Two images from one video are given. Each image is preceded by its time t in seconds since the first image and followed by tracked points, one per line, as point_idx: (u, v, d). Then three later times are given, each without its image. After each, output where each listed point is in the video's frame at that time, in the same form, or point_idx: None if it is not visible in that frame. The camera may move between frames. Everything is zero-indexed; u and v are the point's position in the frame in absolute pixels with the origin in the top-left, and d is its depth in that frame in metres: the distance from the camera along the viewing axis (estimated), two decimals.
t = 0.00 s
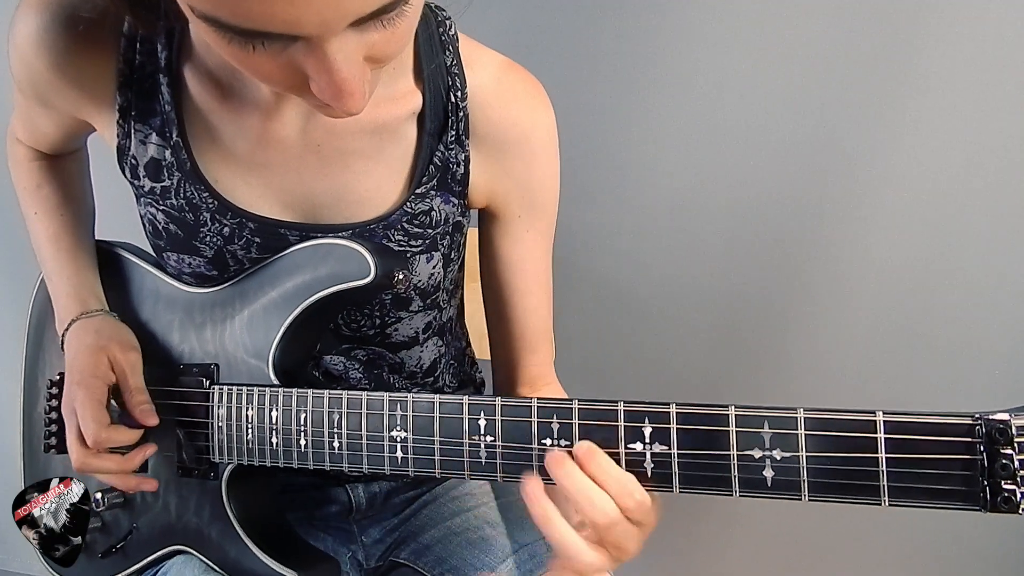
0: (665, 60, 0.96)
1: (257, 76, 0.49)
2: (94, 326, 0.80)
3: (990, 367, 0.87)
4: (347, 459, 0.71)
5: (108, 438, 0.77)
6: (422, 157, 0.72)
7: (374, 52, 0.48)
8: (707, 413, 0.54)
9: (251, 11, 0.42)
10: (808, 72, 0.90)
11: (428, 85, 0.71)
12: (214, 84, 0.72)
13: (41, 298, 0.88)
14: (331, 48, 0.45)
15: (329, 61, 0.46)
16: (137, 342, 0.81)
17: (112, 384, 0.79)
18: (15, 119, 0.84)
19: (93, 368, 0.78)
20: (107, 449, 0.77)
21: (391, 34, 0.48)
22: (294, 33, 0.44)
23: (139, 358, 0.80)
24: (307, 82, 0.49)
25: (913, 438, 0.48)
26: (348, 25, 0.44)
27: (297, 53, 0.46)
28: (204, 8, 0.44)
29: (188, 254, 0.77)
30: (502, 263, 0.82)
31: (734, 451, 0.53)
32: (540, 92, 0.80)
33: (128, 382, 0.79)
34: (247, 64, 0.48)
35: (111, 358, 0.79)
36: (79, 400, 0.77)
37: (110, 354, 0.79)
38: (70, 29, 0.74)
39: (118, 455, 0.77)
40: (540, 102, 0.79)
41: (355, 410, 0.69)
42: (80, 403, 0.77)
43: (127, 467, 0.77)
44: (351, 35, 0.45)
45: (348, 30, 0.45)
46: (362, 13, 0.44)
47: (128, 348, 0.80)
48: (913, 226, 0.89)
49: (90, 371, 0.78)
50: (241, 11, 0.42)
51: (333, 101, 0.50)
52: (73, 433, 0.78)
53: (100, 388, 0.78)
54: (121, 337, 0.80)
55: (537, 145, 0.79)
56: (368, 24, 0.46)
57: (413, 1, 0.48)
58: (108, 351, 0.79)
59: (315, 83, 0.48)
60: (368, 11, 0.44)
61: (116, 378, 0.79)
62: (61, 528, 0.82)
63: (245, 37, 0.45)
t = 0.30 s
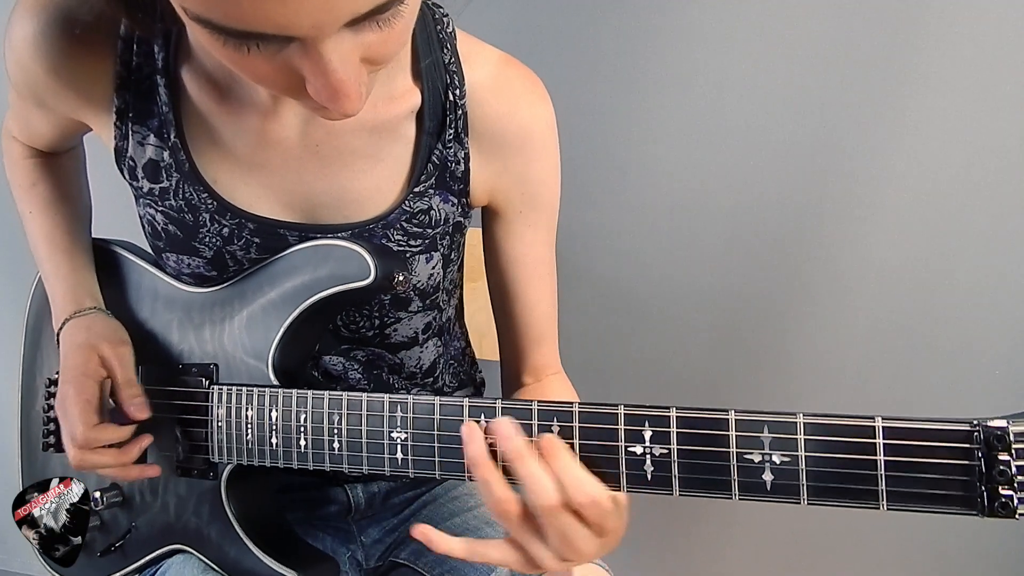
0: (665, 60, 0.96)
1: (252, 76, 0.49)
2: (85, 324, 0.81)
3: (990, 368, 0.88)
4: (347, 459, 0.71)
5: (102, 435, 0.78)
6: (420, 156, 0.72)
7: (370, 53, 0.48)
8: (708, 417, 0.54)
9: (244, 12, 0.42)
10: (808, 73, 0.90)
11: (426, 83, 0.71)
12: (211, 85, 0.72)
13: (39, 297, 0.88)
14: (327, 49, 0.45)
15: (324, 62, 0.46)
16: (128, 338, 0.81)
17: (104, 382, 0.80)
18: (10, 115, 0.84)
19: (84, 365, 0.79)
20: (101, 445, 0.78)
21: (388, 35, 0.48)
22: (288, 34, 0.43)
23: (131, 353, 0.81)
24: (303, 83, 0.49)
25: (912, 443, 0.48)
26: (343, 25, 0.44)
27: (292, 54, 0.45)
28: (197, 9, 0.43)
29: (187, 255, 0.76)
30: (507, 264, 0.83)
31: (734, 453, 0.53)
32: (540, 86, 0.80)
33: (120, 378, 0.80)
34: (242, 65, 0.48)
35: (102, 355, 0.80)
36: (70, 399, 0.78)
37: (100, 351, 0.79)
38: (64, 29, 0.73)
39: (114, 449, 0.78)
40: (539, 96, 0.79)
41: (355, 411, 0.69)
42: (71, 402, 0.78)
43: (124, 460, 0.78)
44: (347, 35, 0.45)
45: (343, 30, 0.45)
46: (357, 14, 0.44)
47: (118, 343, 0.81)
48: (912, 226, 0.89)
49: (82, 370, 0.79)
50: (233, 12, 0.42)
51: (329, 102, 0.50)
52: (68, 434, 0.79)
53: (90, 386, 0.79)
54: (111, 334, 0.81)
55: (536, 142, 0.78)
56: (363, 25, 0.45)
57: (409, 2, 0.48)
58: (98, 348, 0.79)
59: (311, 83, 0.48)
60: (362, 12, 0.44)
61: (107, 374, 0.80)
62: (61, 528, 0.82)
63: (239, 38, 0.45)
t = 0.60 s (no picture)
0: (665, 60, 0.97)
1: (250, 78, 0.49)
2: (82, 332, 0.81)
3: (990, 368, 0.88)
4: (348, 459, 0.71)
5: (92, 450, 0.77)
6: (420, 156, 0.72)
7: (367, 53, 0.48)
8: (708, 413, 0.54)
9: (240, 11, 0.42)
10: (808, 73, 0.90)
11: (426, 82, 0.71)
12: (211, 87, 0.72)
13: (39, 298, 0.88)
14: (323, 49, 0.45)
15: (322, 62, 0.46)
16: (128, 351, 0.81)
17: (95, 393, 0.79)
18: (10, 118, 0.84)
19: (76, 376, 0.78)
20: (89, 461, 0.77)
21: (385, 35, 0.48)
22: (285, 35, 0.44)
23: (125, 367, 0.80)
24: (300, 83, 0.49)
25: (912, 437, 0.48)
26: (340, 26, 0.44)
27: (289, 54, 0.46)
28: (193, 9, 0.44)
29: (188, 255, 0.77)
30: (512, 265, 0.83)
31: (735, 449, 0.53)
32: (539, 83, 0.80)
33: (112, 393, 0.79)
34: (240, 67, 0.48)
35: (96, 367, 0.79)
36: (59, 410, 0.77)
37: (95, 363, 0.79)
38: (65, 32, 0.74)
39: (99, 466, 0.77)
40: (539, 93, 0.79)
41: (356, 409, 0.69)
42: (60, 415, 0.77)
43: (108, 478, 0.77)
44: (343, 35, 0.45)
45: (340, 30, 0.45)
46: (353, 13, 0.44)
47: (114, 356, 0.80)
48: (912, 226, 0.89)
49: (74, 380, 0.78)
50: (229, 12, 0.42)
51: (327, 102, 0.50)
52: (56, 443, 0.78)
53: (81, 399, 0.78)
54: (109, 345, 0.80)
55: (536, 140, 0.79)
56: (360, 25, 0.46)
57: (406, 2, 0.48)
58: (94, 360, 0.79)
59: (309, 83, 0.48)
60: (358, 12, 0.44)
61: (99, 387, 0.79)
62: (61, 528, 0.81)
63: (236, 40, 0.45)
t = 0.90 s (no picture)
0: (666, 61, 0.97)
1: (250, 78, 0.50)
2: (89, 336, 0.81)
3: (991, 368, 0.88)
4: (348, 458, 0.71)
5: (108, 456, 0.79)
6: (419, 155, 0.72)
7: (367, 54, 0.49)
8: (708, 411, 0.54)
9: (240, 11, 0.42)
10: (808, 72, 0.90)
11: (426, 81, 0.71)
12: (211, 87, 0.72)
13: (39, 298, 0.88)
14: (323, 50, 0.45)
15: (321, 64, 0.46)
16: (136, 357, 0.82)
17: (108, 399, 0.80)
18: (10, 119, 0.84)
19: (88, 383, 0.80)
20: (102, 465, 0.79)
21: (384, 36, 0.48)
22: (284, 35, 0.44)
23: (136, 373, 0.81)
24: (300, 84, 0.49)
25: (911, 435, 0.48)
26: (339, 27, 0.44)
27: (289, 55, 0.46)
28: (193, 9, 0.44)
29: (189, 255, 0.77)
30: (513, 265, 0.84)
31: (735, 447, 0.54)
32: (538, 82, 0.80)
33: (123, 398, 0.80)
34: (240, 67, 0.48)
35: (107, 373, 0.80)
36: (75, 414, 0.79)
37: (106, 370, 0.80)
38: (65, 33, 0.74)
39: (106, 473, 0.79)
40: (537, 91, 0.79)
41: (357, 409, 0.70)
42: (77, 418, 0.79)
43: (114, 485, 0.79)
44: (343, 36, 0.45)
45: (339, 32, 0.45)
46: (352, 14, 0.44)
47: (124, 363, 0.81)
48: (913, 227, 0.89)
49: (85, 386, 0.80)
50: (228, 11, 0.42)
51: (326, 103, 0.50)
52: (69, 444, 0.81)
53: (94, 404, 0.80)
54: (119, 352, 0.81)
55: (534, 138, 0.79)
56: (359, 26, 0.46)
57: (406, 2, 0.48)
58: (104, 366, 0.80)
59: (308, 84, 0.48)
60: (358, 13, 0.44)
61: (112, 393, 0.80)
62: (61, 528, 0.81)
63: (235, 39, 0.45)
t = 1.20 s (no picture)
0: (665, 60, 0.96)
1: (247, 73, 0.49)
2: (88, 337, 0.80)
3: (990, 368, 0.88)
4: (348, 459, 0.71)
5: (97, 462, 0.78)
6: (420, 155, 0.72)
7: (364, 51, 0.48)
8: (709, 416, 0.54)
9: (235, 5, 0.42)
10: (808, 73, 0.90)
11: (428, 81, 0.71)
12: (213, 85, 0.72)
13: (39, 298, 0.88)
14: (319, 45, 0.45)
15: (317, 59, 0.46)
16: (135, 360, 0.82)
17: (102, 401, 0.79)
18: (11, 119, 0.84)
19: (86, 385, 0.78)
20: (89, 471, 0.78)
21: (381, 32, 0.48)
22: (279, 29, 0.43)
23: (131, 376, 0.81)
24: (297, 79, 0.49)
25: (912, 442, 0.48)
26: (335, 22, 0.44)
27: (285, 50, 0.46)
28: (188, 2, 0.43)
29: (189, 255, 0.77)
30: (513, 265, 0.83)
31: (735, 452, 0.53)
32: (539, 81, 0.80)
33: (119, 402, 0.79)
34: (237, 61, 0.48)
35: (103, 376, 0.79)
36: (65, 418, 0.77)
37: (103, 373, 0.79)
38: (67, 32, 0.73)
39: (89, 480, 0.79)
40: (539, 91, 0.79)
41: (356, 410, 0.69)
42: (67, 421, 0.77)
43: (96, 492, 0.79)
44: (339, 31, 0.45)
45: (336, 27, 0.45)
46: (348, 9, 0.44)
47: (122, 366, 0.80)
48: (913, 227, 0.89)
49: (81, 388, 0.78)
50: (222, 5, 0.42)
51: (323, 98, 0.50)
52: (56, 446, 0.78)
53: (91, 408, 0.78)
54: (116, 355, 0.80)
55: (536, 138, 0.78)
56: (356, 21, 0.45)
57: None
58: (101, 369, 0.79)
59: (305, 80, 0.48)
60: (353, 8, 0.44)
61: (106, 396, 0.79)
62: (61, 528, 0.78)
63: (231, 33, 0.45)
